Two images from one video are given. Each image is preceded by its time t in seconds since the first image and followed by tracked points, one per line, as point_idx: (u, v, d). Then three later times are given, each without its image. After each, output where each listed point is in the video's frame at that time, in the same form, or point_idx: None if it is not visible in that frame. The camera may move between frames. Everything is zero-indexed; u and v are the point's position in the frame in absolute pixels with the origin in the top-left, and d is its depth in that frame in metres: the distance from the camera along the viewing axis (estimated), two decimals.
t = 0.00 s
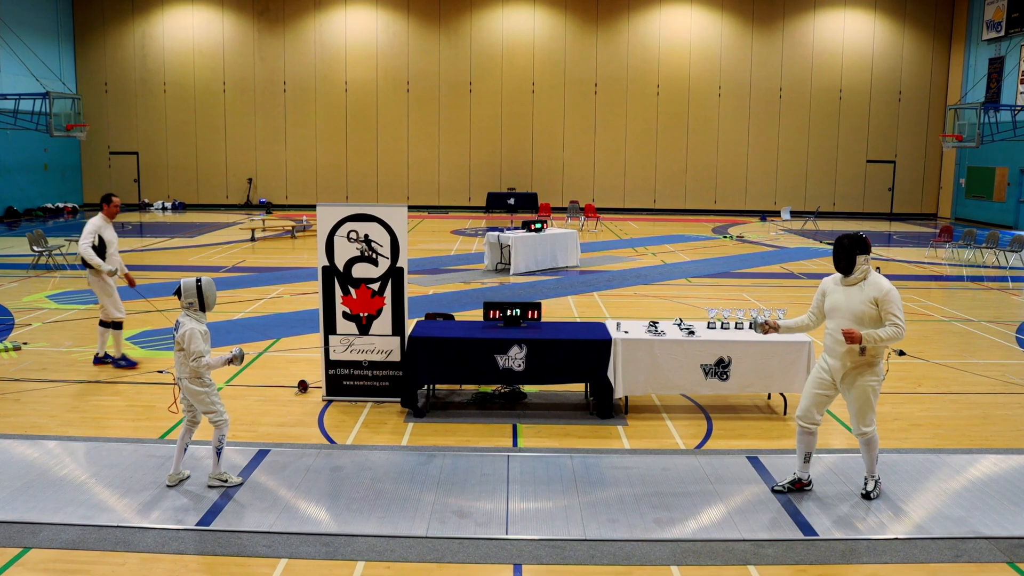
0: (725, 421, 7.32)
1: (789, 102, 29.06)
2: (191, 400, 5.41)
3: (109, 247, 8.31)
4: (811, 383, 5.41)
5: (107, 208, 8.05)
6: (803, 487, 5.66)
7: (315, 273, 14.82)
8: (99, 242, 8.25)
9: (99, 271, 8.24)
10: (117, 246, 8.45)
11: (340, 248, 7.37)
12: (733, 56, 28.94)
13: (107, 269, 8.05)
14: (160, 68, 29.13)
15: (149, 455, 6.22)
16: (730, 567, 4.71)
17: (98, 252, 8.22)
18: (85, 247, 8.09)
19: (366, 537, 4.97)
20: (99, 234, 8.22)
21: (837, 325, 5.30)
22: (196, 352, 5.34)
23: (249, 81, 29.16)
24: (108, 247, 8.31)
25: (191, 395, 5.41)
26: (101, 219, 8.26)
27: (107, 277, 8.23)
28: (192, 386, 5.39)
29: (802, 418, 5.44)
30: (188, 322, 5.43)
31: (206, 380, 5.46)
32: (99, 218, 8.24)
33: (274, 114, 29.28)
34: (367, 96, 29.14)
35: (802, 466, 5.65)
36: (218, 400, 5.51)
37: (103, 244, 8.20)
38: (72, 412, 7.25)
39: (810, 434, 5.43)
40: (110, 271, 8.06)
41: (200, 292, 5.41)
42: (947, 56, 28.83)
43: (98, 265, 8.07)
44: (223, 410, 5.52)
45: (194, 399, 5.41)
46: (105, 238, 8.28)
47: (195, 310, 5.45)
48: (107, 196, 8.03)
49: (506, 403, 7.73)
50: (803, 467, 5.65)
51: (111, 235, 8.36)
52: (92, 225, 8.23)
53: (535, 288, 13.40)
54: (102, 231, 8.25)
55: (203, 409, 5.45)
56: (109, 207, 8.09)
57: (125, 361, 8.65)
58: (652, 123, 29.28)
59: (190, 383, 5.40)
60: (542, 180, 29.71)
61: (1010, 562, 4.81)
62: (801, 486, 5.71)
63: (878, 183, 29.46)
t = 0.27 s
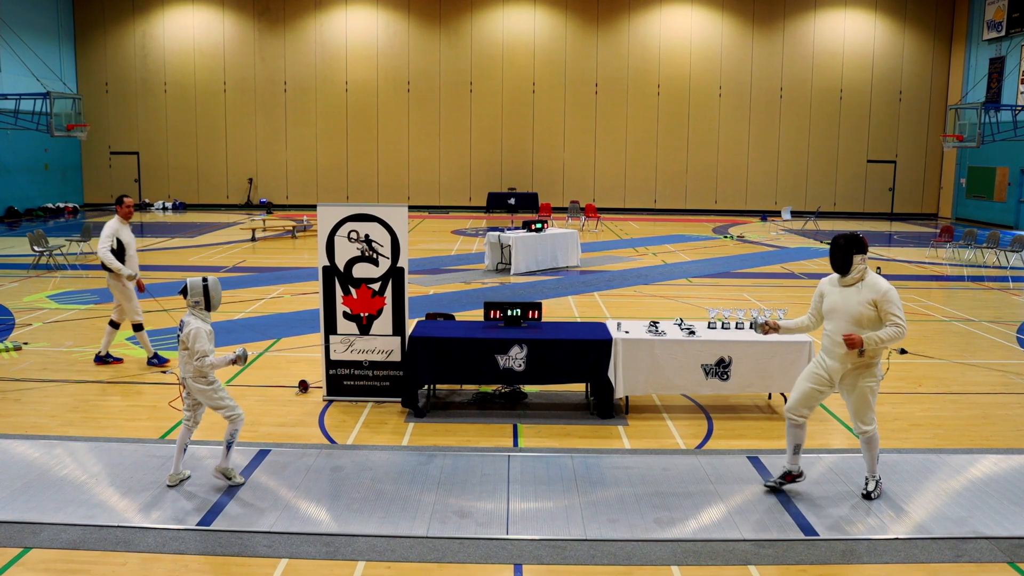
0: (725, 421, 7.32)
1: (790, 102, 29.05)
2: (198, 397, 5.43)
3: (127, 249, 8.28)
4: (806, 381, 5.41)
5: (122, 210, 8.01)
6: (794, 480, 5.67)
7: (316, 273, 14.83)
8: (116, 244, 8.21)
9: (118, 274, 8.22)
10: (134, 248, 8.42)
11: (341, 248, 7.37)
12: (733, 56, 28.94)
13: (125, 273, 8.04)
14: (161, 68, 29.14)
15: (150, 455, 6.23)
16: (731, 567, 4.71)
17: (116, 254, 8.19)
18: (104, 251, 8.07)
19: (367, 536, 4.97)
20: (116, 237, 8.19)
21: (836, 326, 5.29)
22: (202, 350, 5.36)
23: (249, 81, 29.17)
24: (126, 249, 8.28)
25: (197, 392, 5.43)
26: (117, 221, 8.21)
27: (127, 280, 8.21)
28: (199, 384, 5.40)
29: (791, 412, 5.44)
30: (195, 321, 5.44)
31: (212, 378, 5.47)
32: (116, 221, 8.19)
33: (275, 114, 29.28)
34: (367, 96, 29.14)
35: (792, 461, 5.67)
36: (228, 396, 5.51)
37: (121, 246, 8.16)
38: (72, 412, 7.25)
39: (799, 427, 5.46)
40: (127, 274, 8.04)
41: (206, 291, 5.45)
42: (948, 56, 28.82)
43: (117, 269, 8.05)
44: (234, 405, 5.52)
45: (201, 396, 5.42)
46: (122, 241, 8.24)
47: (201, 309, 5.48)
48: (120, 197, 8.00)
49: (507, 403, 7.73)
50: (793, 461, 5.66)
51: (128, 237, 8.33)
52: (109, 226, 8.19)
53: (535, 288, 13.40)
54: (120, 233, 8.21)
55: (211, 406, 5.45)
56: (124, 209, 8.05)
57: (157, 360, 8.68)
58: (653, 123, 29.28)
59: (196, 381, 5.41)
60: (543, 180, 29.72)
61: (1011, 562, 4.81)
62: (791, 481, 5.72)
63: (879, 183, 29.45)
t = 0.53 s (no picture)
0: (725, 421, 7.32)
1: (790, 102, 29.05)
2: (213, 401, 5.41)
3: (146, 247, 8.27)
4: (786, 391, 5.37)
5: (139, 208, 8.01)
6: (750, 488, 5.57)
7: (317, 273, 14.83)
8: (135, 242, 8.20)
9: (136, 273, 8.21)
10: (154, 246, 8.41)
11: (342, 248, 7.37)
12: (734, 56, 28.94)
13: (143, 272, 8.03)
14: (161, 69, 29.14)
15: (150, 455, 6.23)
16: (731, 567, 4.71)
17: (134, 253, 8.18)
18: (121, 250, 8.06)
19: (367, 537, 4.97)
20: (135, 236, 8.17)
21: (810, 337, 5.24)
22: (225, 357, 5.34)
23: (249, 81, 29.17)
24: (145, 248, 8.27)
25: (213, 397, 5.41)
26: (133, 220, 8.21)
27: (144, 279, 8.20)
28: (215, 390, 5.38)
29: (773, 424, 5.37)
30: (219, 326, 5.41)
31: (229, 384, 5.44)
32: (133, 219, 8.18)
33: (275, 115, 29.29)
34: (367, 97, 29.14)
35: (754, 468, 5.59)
36: (243, 403, 5.48)
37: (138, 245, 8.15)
38: (72, 412, 7.25)
39: (776, 437, 5.39)
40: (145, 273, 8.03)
41: (232, 298, 5.39)
42: (948, 57, 28.82)
43: (134, 269, 8.04)
44: (248, 411, 5.47)
45: (216, 401, 5.40)
46: (142, 239, 8.23)
47: (227, 315, 5.44)
48: (135, 195, 8.00)
49: (507, 403, 7.73)
50: (755, 468, 5.58)
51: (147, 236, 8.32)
52: (126, 226, 8.18)
53: (536, 288, 13.40)
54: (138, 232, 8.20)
55: (227, 412, 5.43)
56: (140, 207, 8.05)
57: (159, 361, 8.69)
58: (654, 123, 29.28)
59: (213, 386, 5.39)
60: (543, 180, 29.72)
61: (1011, 562, 4.81)
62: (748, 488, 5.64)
63: (880, 183, 29.45)
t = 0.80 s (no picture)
0: (725, 420, 7.32)
1: (791, 103, 29.05)
2: (243, 402, 5.39)
3: (157, 246, 8.25)
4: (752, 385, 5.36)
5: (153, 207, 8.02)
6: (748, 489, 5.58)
7: (317, 273, 14.84)
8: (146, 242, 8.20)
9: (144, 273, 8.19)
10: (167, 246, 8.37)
11: (342, 248, 7.37)
12: (734, 56, 28.93)
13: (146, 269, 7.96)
14: (162, 68, 29.15)
15: (151, 455, 6.23)
16: (732, 568, 4.71)
17: (144, 252, 8.17)
18: (131, 248, 8.06)
19: (367, 537, 4.97)
20: (145, 234, 8.16)
21: (773, 331, 5.25)
22: (258, 357, 5.32)
23: (250, 81, 29.18)
24: (155, 248, 8.24)
25: (243, 397, 5.39)
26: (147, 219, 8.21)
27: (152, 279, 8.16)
28: (247, 390, 5.36)
29: (751, 422, 5.33)
30: (252, 325, 5.37)
31: (260, 384, 5.43)
32: (146, 218, 8.18)
33: (276, 114, 29.29)
34: (368, 96, 29.14)
35: (748, 468, 5.58)
36: (271, 404, 5.47)
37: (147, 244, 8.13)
38: (72, 412, 7.25)
39: (758, 435, 5.36)
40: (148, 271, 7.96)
41: (265, 298, 5.33)
42: (948, 56, 28.81)
43: (140, 267, 8.01)
44: (275, 413, 5.47)
45: (246, 401, 5.39)
46: (152, 238, 8.21)
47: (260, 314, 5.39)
48: (150, 193, 8.01)
49: (508, 403, 7.73)
50: (749, 468, 5.57)
51: (159, 235, 8.31)
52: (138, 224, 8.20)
53: (537, 288, 13.40)
54: (148, 231, 8.20)
55: (256, 412, 5.42)
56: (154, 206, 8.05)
57: (160, 361, 8.69)
58: (654, 123, 29.28)
59: (244, 386, 5.37)
60: (544, 180, 29.72)
61: (1012, 562, 4.80)
62: (744, 488, 5.64)
63: (880, 182, 29.45)
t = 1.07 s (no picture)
0: (725, 420, 7.32)
1: (791, 102, 29.04)
2: (259, 401, 5.38)
3: (163, 246, 8.20)
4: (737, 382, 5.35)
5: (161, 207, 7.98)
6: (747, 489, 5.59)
7: (318, 273, 14.84)
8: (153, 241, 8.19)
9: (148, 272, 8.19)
10: (177, 246, 8.31)
11: (342, 248, 7.37)
12: (734, 56, 28.93)
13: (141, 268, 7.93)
14: (162, 68, 29.15)
15: (151, 455, 6.23)
16: (732, 568, 4.71)
17: (150, 251, 8.17)
18: (135, 246, 8.08)
19: (368, 537, 4.97)
20: (151, 233, 8.16)
21: (759, 327, 5.24)
22: (274, 355, 5.32)
23: (250, 81, 29.19)
24: (161, 247, 8.20)
25: (258, 396, 5.38)
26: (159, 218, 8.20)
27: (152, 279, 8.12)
28: (261, 387, 5.35)
29: (741, 423, 5.33)
30: (266, 324, 5.39)
31: (276, 383, 5.41)
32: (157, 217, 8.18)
33: (276, 114, 29.30)
34: (368, 96, 29.15)
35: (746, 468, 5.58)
36: (289, 403, 5.44)
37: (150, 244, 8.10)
38: (72, 412, 7.25)
39: (750, 436, 5.38)
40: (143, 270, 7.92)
41: (279, 296, 5.37)
42: (948, 56, 28.82)
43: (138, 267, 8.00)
44: (293, 411, 5.44)
45: (262, 399, 5.38)
46: (159, 237, 8.18)
47: (273, 314, 5.41)
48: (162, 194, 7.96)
49: (508, 403, 7.73)
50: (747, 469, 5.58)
51: (169, 236, 8.28)
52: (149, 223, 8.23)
53: (537, 288, 13.40)
54: (156, 230, 8.20)
55: (273, 411, 5.41)
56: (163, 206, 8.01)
57: (160, 361, 8.68)
58: (654, 123, 29.28)
59: (259, 383, 5.36)
60: (544, 180, 29.72)
61: (1012, 562, 4.80)
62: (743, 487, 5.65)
63: (880, 182, 29.44)
